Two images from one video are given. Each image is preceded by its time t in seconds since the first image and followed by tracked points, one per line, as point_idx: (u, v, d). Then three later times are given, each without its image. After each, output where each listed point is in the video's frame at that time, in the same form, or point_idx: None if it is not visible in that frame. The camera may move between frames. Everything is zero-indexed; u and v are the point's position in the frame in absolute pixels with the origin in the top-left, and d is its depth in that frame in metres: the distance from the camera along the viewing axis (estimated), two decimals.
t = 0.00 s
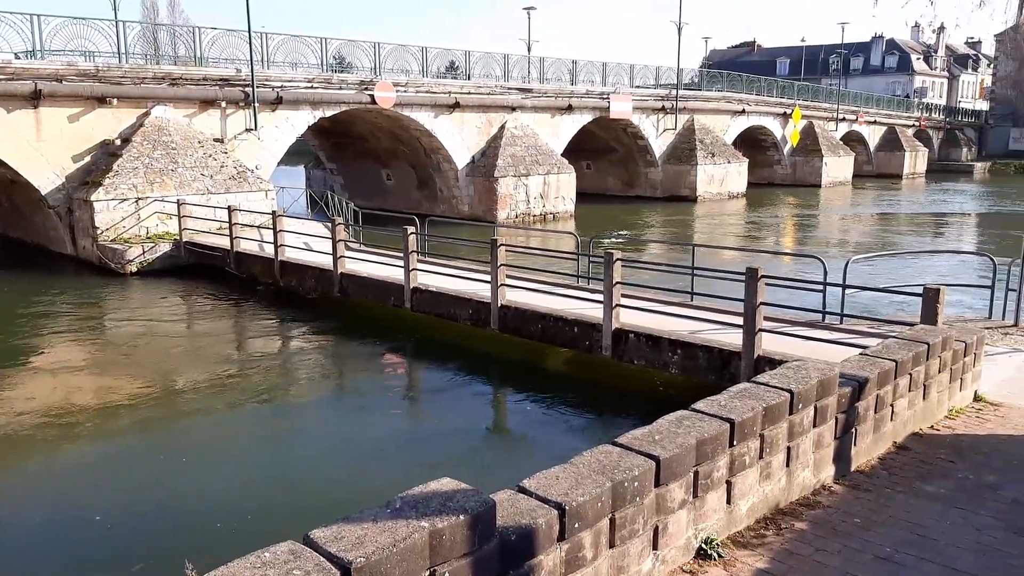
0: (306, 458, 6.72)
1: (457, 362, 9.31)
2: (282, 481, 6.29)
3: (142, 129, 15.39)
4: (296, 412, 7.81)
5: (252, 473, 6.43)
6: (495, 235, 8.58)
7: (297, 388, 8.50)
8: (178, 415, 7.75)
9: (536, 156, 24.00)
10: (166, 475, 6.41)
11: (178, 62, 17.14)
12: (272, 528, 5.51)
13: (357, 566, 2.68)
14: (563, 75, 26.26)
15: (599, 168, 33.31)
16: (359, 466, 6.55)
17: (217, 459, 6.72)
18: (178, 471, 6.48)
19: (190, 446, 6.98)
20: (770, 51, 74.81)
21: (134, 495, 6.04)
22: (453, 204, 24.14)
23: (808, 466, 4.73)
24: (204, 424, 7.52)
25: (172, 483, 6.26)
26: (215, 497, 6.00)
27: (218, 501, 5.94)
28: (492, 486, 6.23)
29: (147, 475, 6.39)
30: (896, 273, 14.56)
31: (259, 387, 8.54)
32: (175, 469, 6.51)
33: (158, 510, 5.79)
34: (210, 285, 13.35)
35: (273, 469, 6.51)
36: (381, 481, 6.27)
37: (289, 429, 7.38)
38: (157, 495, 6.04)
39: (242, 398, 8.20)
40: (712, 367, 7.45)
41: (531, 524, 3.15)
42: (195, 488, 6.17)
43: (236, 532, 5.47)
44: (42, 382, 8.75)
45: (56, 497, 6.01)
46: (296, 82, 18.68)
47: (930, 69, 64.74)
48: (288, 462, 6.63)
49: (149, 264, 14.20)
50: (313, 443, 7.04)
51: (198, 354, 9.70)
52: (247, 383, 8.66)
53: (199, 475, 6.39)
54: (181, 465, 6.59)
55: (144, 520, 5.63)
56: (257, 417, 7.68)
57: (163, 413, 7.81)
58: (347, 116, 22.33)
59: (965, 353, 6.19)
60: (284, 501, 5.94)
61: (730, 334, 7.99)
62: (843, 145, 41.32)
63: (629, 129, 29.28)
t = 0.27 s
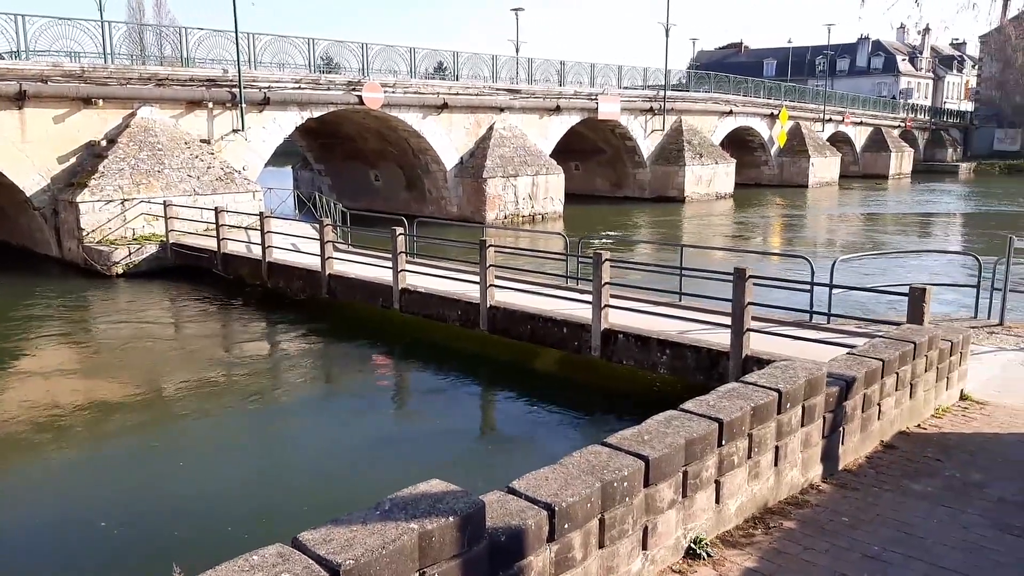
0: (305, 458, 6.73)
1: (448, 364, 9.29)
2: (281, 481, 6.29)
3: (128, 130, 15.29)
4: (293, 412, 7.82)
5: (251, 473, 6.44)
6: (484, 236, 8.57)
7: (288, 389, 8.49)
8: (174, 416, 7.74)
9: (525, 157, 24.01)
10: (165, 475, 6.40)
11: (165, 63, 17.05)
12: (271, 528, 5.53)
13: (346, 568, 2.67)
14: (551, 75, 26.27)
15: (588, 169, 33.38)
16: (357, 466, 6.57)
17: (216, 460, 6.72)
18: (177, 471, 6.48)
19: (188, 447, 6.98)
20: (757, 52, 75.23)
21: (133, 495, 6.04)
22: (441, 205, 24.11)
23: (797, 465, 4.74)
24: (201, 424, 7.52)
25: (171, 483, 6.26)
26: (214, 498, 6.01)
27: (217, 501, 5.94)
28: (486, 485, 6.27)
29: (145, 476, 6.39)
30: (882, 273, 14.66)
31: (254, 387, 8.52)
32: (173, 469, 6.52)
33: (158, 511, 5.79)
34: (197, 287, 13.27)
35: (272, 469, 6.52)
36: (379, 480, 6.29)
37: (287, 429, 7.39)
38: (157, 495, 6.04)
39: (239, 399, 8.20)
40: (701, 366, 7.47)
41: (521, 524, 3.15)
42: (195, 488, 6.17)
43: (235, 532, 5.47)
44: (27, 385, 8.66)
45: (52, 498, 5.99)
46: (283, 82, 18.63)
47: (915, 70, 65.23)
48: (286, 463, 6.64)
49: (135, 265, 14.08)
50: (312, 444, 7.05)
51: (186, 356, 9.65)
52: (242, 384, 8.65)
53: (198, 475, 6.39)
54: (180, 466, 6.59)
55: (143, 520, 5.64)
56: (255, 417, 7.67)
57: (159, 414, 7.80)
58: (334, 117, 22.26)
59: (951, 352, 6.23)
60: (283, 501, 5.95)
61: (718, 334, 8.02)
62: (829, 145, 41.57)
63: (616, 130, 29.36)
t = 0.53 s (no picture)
0: (304, 457, 6.74)
1: (439, 364, 9.28)
2: (280, 481, 6.29)
3: (113, 130, 15.18)
4: (290, 413, 7.82)
5: (249, 473, 6.43)
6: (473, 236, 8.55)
7: (281, 389, 8.47)
8: (170, 416, 7.73)
9: (513, 158, 24.02)
10: (164, 475, 6.40)
11: (150, 63, 16.94)
12: (270, 528, 5.54)
13: (335, 570, 2.65)
14: (540, 76, 26.27)
15: (576, 169, 33.44)
16: (356, 466, 6.57)
17: (215, 460, 6.72)
18: (176, 471, 6.48)
19: (187, 447, 6.98)
20: (744, 53, 75.62)
21: (132, 496, 6.03)
22: (429, 205, 24.06)
23: (784, 464, 4.76)
24: (198, 425, 7.51)
25: (170, 483, 6.26)
26: (214, 498, 6.00)
27: (217, 501, 5.94)
28: (484, 484, 6.29)
29: (144, 476, 6.38)
30: (869, 273, 14.75)
31: (249, 388, 8.50)
32: (173, 469, 6.51)
33: (157, 511, 5.78)
34: (184, 288, 13.19)
35: (271, 468, 6.53)
36: (378, 480, 6.30)
37: (285, 429, 7.39)
38: (156, 495, 6.04)
39: (236, 399, 8.19)
40: (689, 366, 7.49)
41: (510, 525, 3.14)
42: (194, 488, 6.17)
43: (235, 532, 5.47)
44: (13, 387, 8.58)
45: (50, 499, 5.98)
46: (270, 83, 18.56)
47: (901, 71, 65.70)
48: (285, 462, 6.64)
49: (121, 267, 13.97)
50: (310, 444, 7.06)
51: (174, 358, 9.59)
52: (236, 385, 8.64)
53: (197, 475, 6.39)
54: (178, 466, 6.59)
55: (142, 520, 5.63)
56: (252, 418, 7.67)
57: (155, 414, 7.78)
58: (322, 117, 22.19)
59: (938, 351, 6.27)
60: (283, 501, 5.96)
61: (707, 334, 8.04)
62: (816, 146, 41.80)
63: (605, 131, 29.40)
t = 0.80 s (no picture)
0: (303, 456, 6.76)
1: (429, 364, 9.27)
2: (279, 480, 6.30)
3: (99, 129, 15.08)
4: (288, 412, 7.83)
5: (248, 473, 6.44)
6: (462, 236, 8.54)
7: (273, 390, 8.45)
8: (167, 417, 7.72)
9: (502, 157, 24.02)
10: (163, 475, 6.40)
11: (136, 62, 16.83)
12: (270, 526, 5.56)
13: (323, 572, 2.64)
14: (528, 75, 26.27)
15: (565, 169, 33.48)
16: (356, 465, 6.59)
17: (214, 460, 6.72)
18: (175, 471, 6.48)
19: (184, 447, 6.98)
20: (731, 53, 75.95)
21: (131, 496, 6.02)
22: (418, 205, 24.01)
23: (773, 462, 4.78)
24: (196, 425, 7.51)
25: (169, 483, 6.25)
26: (213, 497, 6.01)
27: (217, 501, 5.96)
28: (482, 482, 6.33)
29: (143, 477, 6.38)
30: (856, 272, 14.83)
31: (243, 388, 8.49)
32: (172, 469, 6.51)
33: (157, 511, 5.78)
34: (170, 289, 13.10)
35: (271, 468, 6.54)
36: (378, 478, 6.33)
37: (284, 428, 7.40)
38: (155, 495, 6.04)
39: (232, 399, 8.19)
40: (677, 366, 7.51)
41: (500, 525, 3.14)
42: (193, 488, 6.17)
43: (235, 532, 5.48)
44: None
45: (48, 500, 5.97)
46: (258, 82, 18.47)
47: (887, 71, 66.12)
48: (284, 462, 6.65)
49: (107, 267, 13.86)
50: (309, 443, 7.06)
51: (162, 359, 9.53)
52: (231, 385, 8.61)
53: (196, 475, 6.39)
54: (177, 466, 6.58)
55: (141, 520, 5.63)
56: (249, 417, 7.67)
57: (151, 414, 7.78)
58: (310, 117, 22.11)
59: (924, 349, 6.32)
60: (283, 500, 5.97)
61: (695, 333, 8.07)
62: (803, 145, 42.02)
63: (593, 130, 29.44)
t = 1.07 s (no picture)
0: (302, 456, 6.77)
1: (419, 364, 9.26)
2: (277, 479, 6.33)
3: (84, 130, 14.96)
4: (285, 411, 7.84)
5: (245, 472, 6.46)
6: (450, 236, 8.53)
7: (264, 390, 8.43)
8: (162, 417, 7.71)
9: (490, 158, 24.02)
10: (162, 476, 6.41)
11: (122, 62, 16.72)
12: (269, 525, 5.59)
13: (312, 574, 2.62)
14: (516, 76, 26.27)
15: (553, 169, 33.51)
16: (354, 464, 6.61)
17: (211, 459, 6.74)
18: (174, 472, 6.48)
19: (182, 447, 6.99)
20: (718, 53, 76.27)
21: (130, 496, 6.03)
22: (406, 205, 23.98)
23: (761, 461, 4.80)
24: (193, 425, 7.51)
25: (168, 484, 6.26)
26: (213, 497, 6.02)
27: (217, 500, 5.97)
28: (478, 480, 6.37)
29: (141, 477, 6.38)
30: (843, 271, 14.91)
31: (235, 389, 8.48)
32: (170, 470, 6.52)
33: (155, 511, 5.79)
34: (157, 290, 13.01)
35: (269, 467, 6.56)
36: (377, 477, 6.35)
37: (282, 428, 7.42)
38: (154, 495, 6.05)
39: (227, 399, 8.19)
40: (666, 365, 7.53)
41: (489, 525, 3.13)
42: (192, 488, 6.18)
43: (234, 531, 5.50)
44: None
45: (45, 501, 5.97)
46: (245, 82, 18.38)
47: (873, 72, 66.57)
48: (281, 461, 6.67)
49: (93, 269, 13.74)
50: (307, 442, 7.08)
51: (149, 361, 9.47)
52: (223, 386, 8.60)
53: (194, 475, 6.41)
54: (176, 466, 6.59)
55: (140, 520, 5.65)
56: (246, 417, 7.68)
57: (146, 415, 7.76)
58: (297, 117, 22.03)
59: (910, 348, 6.36)
60: (282, 498, 5.98)
61: (683, 332, 8.09)
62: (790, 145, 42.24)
63: (581, 131, 29.48)
